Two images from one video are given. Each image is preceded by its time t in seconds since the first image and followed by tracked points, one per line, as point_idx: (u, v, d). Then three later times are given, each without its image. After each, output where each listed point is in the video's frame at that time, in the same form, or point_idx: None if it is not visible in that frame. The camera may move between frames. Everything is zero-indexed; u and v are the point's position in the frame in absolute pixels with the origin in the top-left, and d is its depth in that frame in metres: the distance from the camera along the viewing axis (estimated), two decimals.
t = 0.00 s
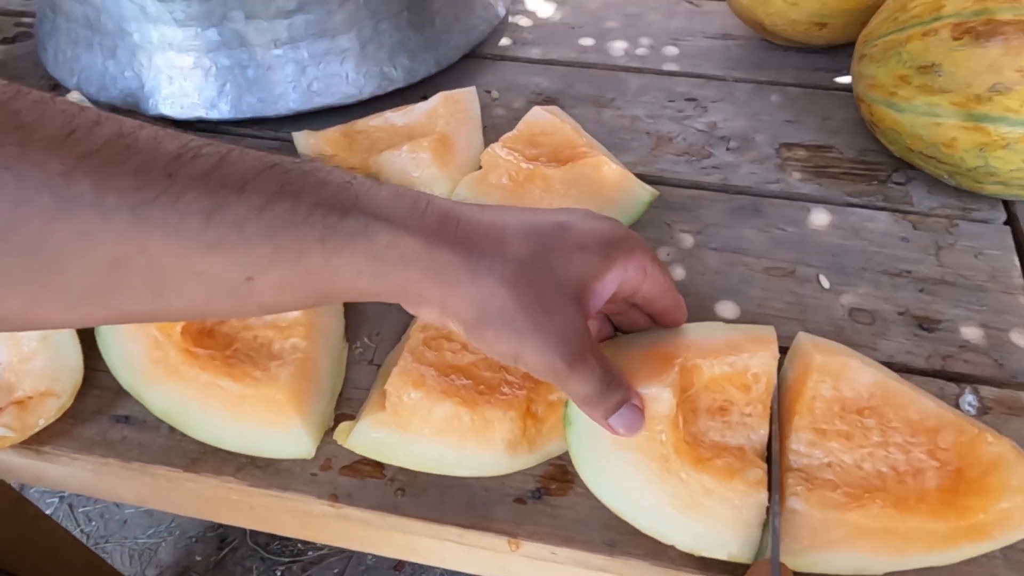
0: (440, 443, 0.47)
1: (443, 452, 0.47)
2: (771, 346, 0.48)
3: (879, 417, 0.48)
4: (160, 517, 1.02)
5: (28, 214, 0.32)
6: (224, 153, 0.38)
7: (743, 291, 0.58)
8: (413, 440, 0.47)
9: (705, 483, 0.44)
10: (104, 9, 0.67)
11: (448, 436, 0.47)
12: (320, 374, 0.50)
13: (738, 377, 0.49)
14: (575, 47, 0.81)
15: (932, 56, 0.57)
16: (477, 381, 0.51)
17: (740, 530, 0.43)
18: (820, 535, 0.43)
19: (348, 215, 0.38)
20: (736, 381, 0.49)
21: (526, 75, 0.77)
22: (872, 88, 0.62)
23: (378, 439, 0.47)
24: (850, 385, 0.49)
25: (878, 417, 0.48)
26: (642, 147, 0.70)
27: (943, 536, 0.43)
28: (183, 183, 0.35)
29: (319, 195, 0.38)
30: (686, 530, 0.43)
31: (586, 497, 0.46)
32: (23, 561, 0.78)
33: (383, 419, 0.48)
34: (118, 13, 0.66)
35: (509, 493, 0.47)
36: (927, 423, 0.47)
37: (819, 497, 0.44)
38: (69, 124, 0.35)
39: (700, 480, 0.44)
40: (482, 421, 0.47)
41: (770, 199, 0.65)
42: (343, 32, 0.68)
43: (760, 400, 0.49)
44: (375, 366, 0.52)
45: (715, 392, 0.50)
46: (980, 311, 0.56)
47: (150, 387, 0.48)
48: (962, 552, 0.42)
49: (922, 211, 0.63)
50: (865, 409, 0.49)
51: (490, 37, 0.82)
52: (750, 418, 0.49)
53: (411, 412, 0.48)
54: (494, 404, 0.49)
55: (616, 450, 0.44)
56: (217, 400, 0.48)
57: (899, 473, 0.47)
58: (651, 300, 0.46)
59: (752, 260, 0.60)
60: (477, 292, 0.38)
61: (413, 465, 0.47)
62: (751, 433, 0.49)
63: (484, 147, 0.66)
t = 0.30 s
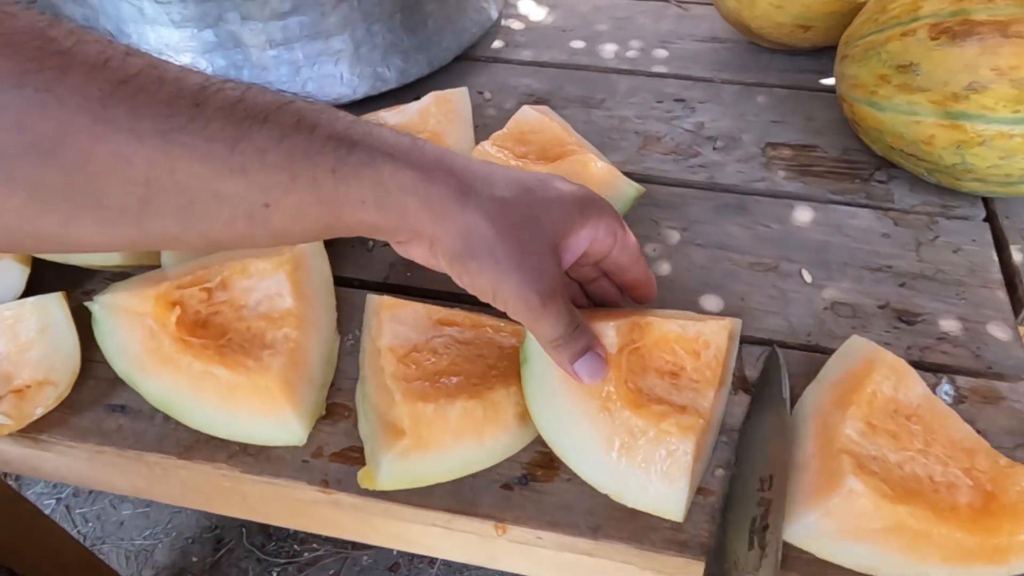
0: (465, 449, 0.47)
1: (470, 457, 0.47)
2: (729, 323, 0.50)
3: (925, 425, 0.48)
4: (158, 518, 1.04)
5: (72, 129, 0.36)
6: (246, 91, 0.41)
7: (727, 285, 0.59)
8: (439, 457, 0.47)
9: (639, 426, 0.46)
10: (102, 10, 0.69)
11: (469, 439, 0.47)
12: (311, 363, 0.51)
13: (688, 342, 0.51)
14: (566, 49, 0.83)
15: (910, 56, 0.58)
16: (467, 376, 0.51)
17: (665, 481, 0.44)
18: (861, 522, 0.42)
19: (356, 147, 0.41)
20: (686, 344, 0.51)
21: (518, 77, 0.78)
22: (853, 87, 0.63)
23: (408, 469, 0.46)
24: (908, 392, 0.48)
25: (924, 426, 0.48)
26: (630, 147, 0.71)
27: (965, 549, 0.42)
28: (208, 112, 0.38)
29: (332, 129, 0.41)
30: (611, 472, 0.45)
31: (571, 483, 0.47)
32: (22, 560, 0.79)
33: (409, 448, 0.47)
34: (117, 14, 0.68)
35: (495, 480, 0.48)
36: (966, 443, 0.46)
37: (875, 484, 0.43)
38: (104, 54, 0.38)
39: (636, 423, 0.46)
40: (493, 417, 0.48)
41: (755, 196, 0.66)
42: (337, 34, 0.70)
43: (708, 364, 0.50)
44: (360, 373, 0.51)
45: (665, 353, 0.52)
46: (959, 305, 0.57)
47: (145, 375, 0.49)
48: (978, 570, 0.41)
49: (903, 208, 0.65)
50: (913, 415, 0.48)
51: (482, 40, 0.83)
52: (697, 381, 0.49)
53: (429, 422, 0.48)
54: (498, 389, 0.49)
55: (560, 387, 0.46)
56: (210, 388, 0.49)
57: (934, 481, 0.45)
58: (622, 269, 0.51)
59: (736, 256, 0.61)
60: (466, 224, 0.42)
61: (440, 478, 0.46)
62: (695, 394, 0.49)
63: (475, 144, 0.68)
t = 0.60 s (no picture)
0: (462, 437, 0.48)
1: (466, 446, 0.47)
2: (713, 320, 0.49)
3: (897, 417, 0.48)
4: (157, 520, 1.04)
5: None
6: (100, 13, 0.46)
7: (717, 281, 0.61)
8: (437, 446, 0.47)
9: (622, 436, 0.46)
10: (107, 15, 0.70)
11: (464, 429, 0.48)
12: (310, 355, 0.51)
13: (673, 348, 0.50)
14: (561, 54, 0.84)
15: (896, 59, 0.60)
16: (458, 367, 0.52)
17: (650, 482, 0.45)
18: (829, 513, 0.42)
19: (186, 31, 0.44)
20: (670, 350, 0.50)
21: (514, 80, 0.80)
22: (841, 89, 0.65)
23: (403, 459, 0.47)
24: (878, 384, 0.48)
25: (896, 418, 0.48)
26: (624, 148, 0.73)
27: (935, 537, 0.41)
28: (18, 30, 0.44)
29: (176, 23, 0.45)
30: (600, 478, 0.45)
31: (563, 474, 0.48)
32: (23, 561, 0.80)
33: (402, 441, 0.47)
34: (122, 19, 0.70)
35: (490, 469, 0.49)
36: (939, 434, 0.46)
37: (839, 477, 0.43)
38: None
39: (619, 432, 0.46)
40: (486, 406, 0.49)
41: (745, 196, 0.67)
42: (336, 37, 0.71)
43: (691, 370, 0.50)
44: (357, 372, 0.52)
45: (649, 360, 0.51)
46: (944, 301, 0.59)
47: (148, 367, 0.50)
48: (951, 558, 0.41)
49: (891, 207, 0.66)
50: (885, 409, 0.48)
51: (479, 45, 0.85)
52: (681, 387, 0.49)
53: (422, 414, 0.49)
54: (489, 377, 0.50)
55: (547, 395, 0.46)
56: (211, 380, 0.50)
57: (906, 472, 0.45)
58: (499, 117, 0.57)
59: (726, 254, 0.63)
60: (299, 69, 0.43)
61: (437, 468, 0.47)
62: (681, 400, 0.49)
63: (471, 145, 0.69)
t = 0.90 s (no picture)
0: (460, 439, 0.48)
1: (464, 449, 0.48)
2: (704, 329, 0.50)
3: (887, 424, 0.48)
4: (159, 526, 1.06)
5: None
6: None
7: (712, 289, 0.62)
8: (437, 447, 0.47)
9: (618, 442, 0.47)
10: (115, 25, 0.71)
11: (462, 430, 0.48)
12: (312, 361, 0.52)
13: (665, 354, 0.50)
14: (561, 65, 0.86)
15: (888, 72, 0.61)
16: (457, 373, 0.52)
17: (644, 487, 0.45)
18: (817, 521, 0.43)
19: None
20: (663, 357, 0.50)
21: (514, 91, 0.81)
22: (835, 101, 0.66)
23: (403, 461, 0.47)
24: (868, 392, 0.48)
25: (886, 425, 0.48)
26: (621, 157, 0.74)
27: (924, 542, 0.42)
28: None
29: None
30: (597, 483, 0.46)
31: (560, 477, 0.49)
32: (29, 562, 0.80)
33: (403, 442, 0.47)
34: (128, 29, 0.70)
35: (488, 473, 0.50)
36: (929, 441, 0.47)
37: (826, 486, 0.44)
38: None
39: (614, 439, 0.47)
40: (485, 408, 0.49)
41: (741, 206, 0.69)
42: (339, 49, 0.73)
43: (686, 375, 0.49)
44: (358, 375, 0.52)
45: (644, 365, 0.50)
46: (936, 309, 0.60)
47: (154, 371, 0.50)
48: (939, 564, 0.42)
49: (884, 217, 0.67)
50: (876, 416, 0.48)
51: (480, 56, 0.86)
52: (675, 392, 0.49)
53: (422, 416, 0.49)
54: (490, 380, 0.50)
55: (544, 406, 0.47)
56: (214, 383, 0.50)
57: (895, 479, 0.46)
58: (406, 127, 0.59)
59: (722, 262, 0.64)
60: None
61: (436, 471, 0.47)
62: (675, 406, 0.49)
63: (472, 155, 0.70)
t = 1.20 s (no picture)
0: (463, 455, 0.48)
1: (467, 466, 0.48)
2: (707, 346, 0.50)
3: (890, 444, 0.48)
4: (160, 535, 1.06)
5: None
6: None
7: (715, 304, 0.62)
8: (440, 463, 0.48)
9: (621, 458, 0.47)
10: (123, 38, 0.72)
11: (464, 445, 0.49)
12: (316, 375, 0.52)
13: (668, 371, 0.50)
14: (565, 78, 0.86)
15: (891, 89, 0.61)
16: (461, 388, 0.52)
17: (647, 504, 0.45)
18: (820, 539, 0.43)
19: None
20: (665, 374, 0.50)
21: (519, 104, 0.82)
22: (838, 117, 0.66)
23: (407, 477, 0.47)
24: (871, 409, 0.48)
25: (889, 444, 0.48)
26: (625, 172, 0.74)
27: (926, 562, 0.42)
28: None
29: None
30: (600, 499, 0.46)
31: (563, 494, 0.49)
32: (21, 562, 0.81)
33: (406, 457, 0.47)
34: (136, 42, 0.71)
35: (491, 488, 0.50)
36: (932, 459, 0.46)
37: (829, 505, 0.44)
38: None
39: (617, 455, 0.47)
40: (487, 424, 0.49)
41: (744, 221, 0.69)
42: (345, 62, 0.73)
43: (689, 394, 0.49)
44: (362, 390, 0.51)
45: (647, 383, 0.50)
46: (939, 326, 0.60)
47: (158, 385, 0.51)
48: None
49: (888, 233, 0.67)
50: (878, 435, 0.48)
51: (485, 69, 0.86)
52: (678, 410, 0.49)
53: (425, 431, 0.49)
54: (493, 397, 0.50)
55: (547, 423, 0.47)
56: (219, 397, 0.50)
57: (898, 499, 0.45)
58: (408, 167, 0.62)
59: (725, 277, 0.64)
60: None
61: (439, 488, 0.47)
62: (678, 423, 0.49)
63: (477, 170, 0.71)
